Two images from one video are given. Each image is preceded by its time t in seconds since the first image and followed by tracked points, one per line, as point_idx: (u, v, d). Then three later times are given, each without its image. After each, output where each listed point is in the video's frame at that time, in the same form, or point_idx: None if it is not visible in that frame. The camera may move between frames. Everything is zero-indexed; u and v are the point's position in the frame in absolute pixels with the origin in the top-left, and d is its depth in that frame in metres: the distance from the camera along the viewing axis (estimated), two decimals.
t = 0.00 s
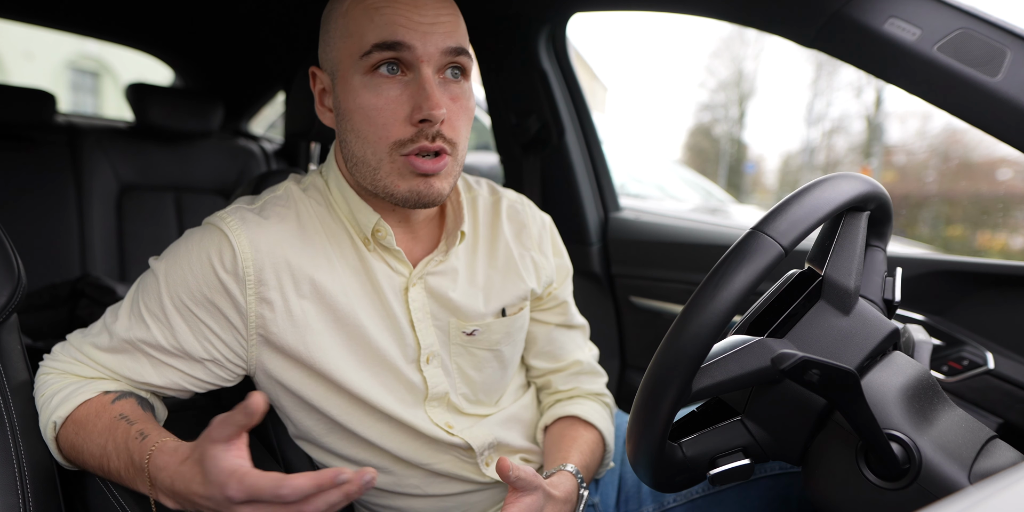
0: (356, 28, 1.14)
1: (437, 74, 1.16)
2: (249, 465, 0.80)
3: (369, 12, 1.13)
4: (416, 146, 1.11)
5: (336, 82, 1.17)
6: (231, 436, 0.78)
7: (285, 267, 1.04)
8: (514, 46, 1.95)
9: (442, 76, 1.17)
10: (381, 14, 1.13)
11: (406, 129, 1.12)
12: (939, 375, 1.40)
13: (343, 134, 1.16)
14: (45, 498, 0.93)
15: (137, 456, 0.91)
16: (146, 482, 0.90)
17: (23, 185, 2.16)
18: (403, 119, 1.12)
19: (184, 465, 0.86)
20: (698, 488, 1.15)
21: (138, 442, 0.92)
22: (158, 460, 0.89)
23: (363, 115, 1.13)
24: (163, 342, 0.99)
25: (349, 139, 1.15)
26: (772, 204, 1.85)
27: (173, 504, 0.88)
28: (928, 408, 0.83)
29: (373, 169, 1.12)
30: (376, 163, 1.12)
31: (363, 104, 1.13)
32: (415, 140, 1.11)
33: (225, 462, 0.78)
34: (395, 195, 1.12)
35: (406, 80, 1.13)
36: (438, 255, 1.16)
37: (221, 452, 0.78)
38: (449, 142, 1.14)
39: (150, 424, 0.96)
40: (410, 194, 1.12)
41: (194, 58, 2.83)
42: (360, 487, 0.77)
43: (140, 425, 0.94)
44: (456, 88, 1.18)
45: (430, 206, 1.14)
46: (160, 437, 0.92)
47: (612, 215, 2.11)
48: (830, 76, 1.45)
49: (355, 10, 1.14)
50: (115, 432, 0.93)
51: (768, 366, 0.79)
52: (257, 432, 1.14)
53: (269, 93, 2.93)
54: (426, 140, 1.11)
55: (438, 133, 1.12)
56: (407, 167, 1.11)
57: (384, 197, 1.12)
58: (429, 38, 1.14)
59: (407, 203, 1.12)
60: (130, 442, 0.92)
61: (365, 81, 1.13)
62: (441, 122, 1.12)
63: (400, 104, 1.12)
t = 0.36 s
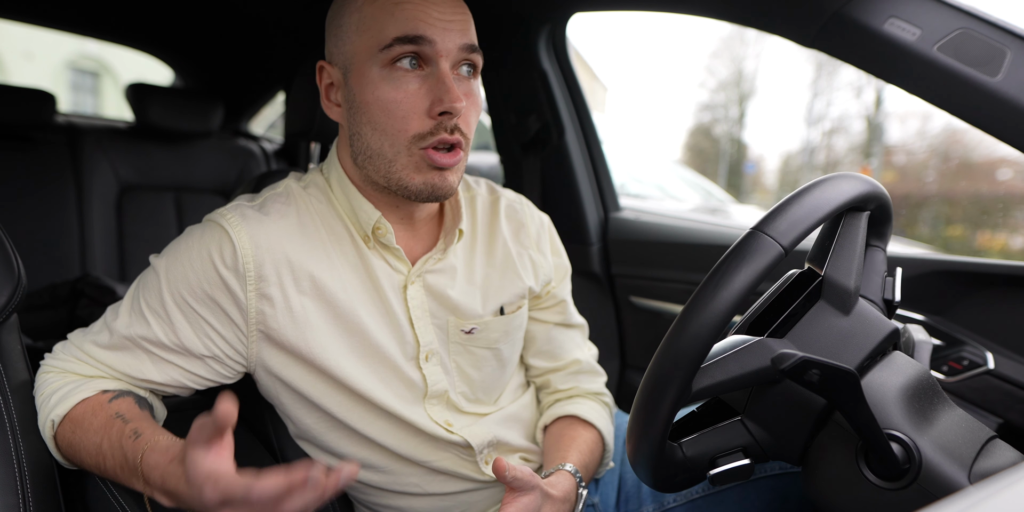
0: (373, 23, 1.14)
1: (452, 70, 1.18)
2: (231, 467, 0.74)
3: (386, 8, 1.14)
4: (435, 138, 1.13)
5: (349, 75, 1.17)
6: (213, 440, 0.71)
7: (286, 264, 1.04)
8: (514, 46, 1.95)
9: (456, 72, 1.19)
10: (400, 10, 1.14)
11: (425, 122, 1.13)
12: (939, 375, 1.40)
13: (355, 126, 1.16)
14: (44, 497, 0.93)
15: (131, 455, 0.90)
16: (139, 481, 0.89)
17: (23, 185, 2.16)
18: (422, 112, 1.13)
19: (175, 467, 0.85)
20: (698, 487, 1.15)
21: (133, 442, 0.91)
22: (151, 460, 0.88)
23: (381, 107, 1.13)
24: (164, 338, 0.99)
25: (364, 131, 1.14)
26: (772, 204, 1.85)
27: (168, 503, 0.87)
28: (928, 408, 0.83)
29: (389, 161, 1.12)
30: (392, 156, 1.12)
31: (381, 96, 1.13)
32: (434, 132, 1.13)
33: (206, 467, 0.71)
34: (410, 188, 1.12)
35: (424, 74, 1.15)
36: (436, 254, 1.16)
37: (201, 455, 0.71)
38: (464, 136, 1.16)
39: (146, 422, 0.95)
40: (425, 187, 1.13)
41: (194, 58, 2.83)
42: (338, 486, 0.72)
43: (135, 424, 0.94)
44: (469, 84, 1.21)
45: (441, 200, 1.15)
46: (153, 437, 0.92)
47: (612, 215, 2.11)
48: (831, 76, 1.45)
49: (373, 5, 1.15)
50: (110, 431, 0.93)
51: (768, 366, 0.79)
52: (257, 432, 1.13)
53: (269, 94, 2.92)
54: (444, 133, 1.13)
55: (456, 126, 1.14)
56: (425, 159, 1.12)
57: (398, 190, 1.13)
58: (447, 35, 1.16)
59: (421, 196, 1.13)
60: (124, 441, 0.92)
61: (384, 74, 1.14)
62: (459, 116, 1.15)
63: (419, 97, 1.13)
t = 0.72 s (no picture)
0: (374, 18, 1.15)
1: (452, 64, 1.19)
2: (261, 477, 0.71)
3: (386, 3, 1.15)
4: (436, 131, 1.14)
5: (349, 72, 1.17)
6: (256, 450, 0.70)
7: (288, 262, 1.04)
8: (514, 46, 1.95)
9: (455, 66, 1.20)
10: (400, 5, 1.14)
11: (427, 114, 1.14)
12: (939, 376, 1.40)
13: (356, 121, 1.16)
14: (45, 498, 0.93)
15: (135, 467, 0.90)
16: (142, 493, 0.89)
17: (23, 186, 2.16)
18: (423, 105, 1.14)
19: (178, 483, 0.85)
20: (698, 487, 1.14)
21: (137, 453, 0.91)
22: (155, 473, 0.88)
23: (382, 101, 1.13)
24: (165, 337, 0.99)
25: (364, 126, 1.14)
26: (772, 204, 1.84)
27: None
28: (929, 407, 0.83)
29: (390, 155, 1.12)
30: (393, 149, 1.12)
31: (383, 90, 1.14)
32: (435, 125, 1.14)
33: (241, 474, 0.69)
34: (412, 182, 1.13)
35: (425, 67, 1.16)
36: (436, 252, 1.16)
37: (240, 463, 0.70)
38: (465, 129, 1.17)
39: (151, 433, 0.96)
40: (426, 181, 1.13)
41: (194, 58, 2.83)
42: None
43: (140, 434, 0.94)
44: (468, 79, 1.22)
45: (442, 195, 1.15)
46: (158, 449, 0.92)
47: (612, 215, 2.11)
48: (831, 76, 1.45)
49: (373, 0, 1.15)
50: (115, 439, 0.93)
51: (768, 366, 0.79)
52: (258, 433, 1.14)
53: (269, 94, 2.92)
54: (446, 124, 1.14)
55: (457, 118, 1.15)
56: (427, 152, 1.13)
57: (399, 184, 1.13)
58: (445, 29, 1.17)
59: (422, 191, 1.13)
60: (129, 451, 0.92)
61: (385, 68, 1.14)
62: (459, 107, 1.16)
63: (420, 90, 1.14)
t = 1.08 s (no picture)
0: (352, 26, 1.15)
1: (426, 77, 1.15)
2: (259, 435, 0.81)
3: (364, 11, 1.14)
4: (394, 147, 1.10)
5: (332, 80, 1.18)
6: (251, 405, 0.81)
7: (285, 262, 1.04)
8: (515, 46, 1.95)
9: (431, 79, 1.16)
10: (374, 13, 1.13)
11: (386, 130, 1.11)
12: (939, 375, 1.41)
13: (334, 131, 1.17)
14: (45, 497, 0.93)
15: (141, 442, 0.90)
16: (150, 466, 0.89)
17: (23, 186, 2.15)
18: (384, 119, 1.11)
19: (190, 445, 0.85)
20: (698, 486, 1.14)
21: (143, 428, 0.92)
22: (162, 443, 0.89)
23: (349, 112, 1.13)
24: (164, 336, 0.99)
25: (337, 135, 1.16)
26: (771, 204, 1.84)
27: (179, 489, 0.88)
28: (929, 408, 0.83)
29: (354, 168, 1.12)
30: (356, 163, 1.12)
31: (349, 101, 1.13)
32: (393, 141, 1.10)
33: (238, 429, 0.80)
34: (372, 197, 1.11)
35: (393, 79, 1.13)
36: (437, 252, 1.17)
37: (233, 418, 0.80)
38: (431, 145, 1.12)
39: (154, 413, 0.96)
40: (387, 197, 1.11)
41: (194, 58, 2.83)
42: (366, 457, 0.80)
43: (144, 413, 0.95)
44: (445, 91, 1.17)
45: (409, 210, 1.14)
46: (163, 423, 0.93)
47: (611, 215, 2.11)
48: (831, 76, 1.45)
49: (353, 9, 1.15)
50: (118, 420, 0.93)
51: (768, 366, 0.79)
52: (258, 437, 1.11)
53: (269, 93, 2.93)
54: (404, 141, 1.10)
55: (417, 134, 1.10)
56: (386, 168, 1.11)
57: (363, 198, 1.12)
58: (416, 39, 1.13)
59: (384, 206, 1.12)
60: (134, 428, 0.92)
61: (354, 79, 1.13)
62: (421, 123, 1.10)
63: (382, 104, 1.11)
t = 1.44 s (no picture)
0: (368, 32, 1.12)
1: (447, 85, 1.15)
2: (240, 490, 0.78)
3: (382, 18, 1.11)
4: (420, 158, 1.11)
5: (344, 85, 1.16)
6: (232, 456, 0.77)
7: (285, 267, 1.04)
8: (515, 46, 1.95)
9: (451, 87, 1.16)
10: (393, 21, 1.11)
11: (411, 140, 1.11)
12: (939, 376, 1.41)
13: (348, 137, 1.15)
14: (45, 499, 0.93)
15: (132, 467, 0.90)
16: (140, 491, 0.90)
17: (23, 186, 2.15)
18: (408, 130, 1.11)
19: (178, 478, 0.85)
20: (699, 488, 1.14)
21: (134, 452, 0.91)
22: (152, 473, 0.88)
23: (370, 121, 1.12)
24: (163, 342, 0.99)
25: (354, 143, 1.14)
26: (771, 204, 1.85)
27: None
28: (929, 408, 0.83)
29: (375, 177, 1.12)
30: (377, 172, 1.11)
31: (370, 111, 1.12)
32: (418, 152, 1.10)
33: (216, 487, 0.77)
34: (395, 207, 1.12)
35: (416, 89, 1.12)
36: (439, 256, 1.16)
37: (215, 471, 0.77)
38: (454, 155, 1.13)
39: (148, 431, 0.95)
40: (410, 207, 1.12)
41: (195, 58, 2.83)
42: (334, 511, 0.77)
43: (137, 433, 0.94)
44: (464, 99, 1.17)
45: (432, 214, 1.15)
46: (154, 448, 0.91)
47: (612, 215, 2.11)
48: (830, 75, 1.45)
49: (366, 13, 1.13)
50: (112, 440, 0.93)
51: (768, 366, 0.79)
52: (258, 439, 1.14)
53: (269, 93, 2.92)
54: (430, 152, 1.11)
55: (443, 146, 1.11)
56: (409, 178, 1.11)
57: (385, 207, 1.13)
58: (439, 49, 1.12)
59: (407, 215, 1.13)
60: (126, 451, 0.92)
61: (373, 87, 1.12)
62: (447, 135, 1.11)
63: (407, 114, 1.11)
